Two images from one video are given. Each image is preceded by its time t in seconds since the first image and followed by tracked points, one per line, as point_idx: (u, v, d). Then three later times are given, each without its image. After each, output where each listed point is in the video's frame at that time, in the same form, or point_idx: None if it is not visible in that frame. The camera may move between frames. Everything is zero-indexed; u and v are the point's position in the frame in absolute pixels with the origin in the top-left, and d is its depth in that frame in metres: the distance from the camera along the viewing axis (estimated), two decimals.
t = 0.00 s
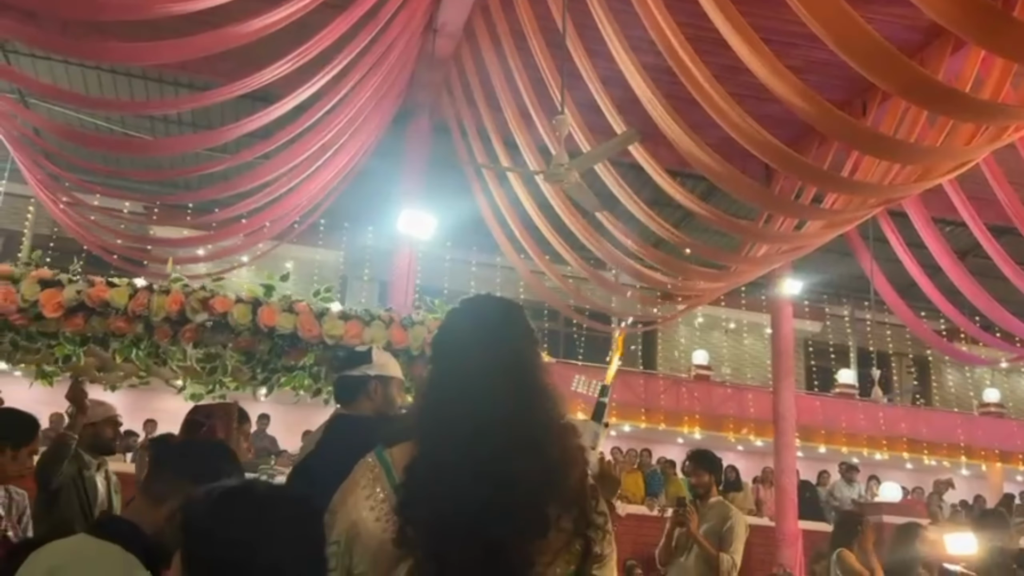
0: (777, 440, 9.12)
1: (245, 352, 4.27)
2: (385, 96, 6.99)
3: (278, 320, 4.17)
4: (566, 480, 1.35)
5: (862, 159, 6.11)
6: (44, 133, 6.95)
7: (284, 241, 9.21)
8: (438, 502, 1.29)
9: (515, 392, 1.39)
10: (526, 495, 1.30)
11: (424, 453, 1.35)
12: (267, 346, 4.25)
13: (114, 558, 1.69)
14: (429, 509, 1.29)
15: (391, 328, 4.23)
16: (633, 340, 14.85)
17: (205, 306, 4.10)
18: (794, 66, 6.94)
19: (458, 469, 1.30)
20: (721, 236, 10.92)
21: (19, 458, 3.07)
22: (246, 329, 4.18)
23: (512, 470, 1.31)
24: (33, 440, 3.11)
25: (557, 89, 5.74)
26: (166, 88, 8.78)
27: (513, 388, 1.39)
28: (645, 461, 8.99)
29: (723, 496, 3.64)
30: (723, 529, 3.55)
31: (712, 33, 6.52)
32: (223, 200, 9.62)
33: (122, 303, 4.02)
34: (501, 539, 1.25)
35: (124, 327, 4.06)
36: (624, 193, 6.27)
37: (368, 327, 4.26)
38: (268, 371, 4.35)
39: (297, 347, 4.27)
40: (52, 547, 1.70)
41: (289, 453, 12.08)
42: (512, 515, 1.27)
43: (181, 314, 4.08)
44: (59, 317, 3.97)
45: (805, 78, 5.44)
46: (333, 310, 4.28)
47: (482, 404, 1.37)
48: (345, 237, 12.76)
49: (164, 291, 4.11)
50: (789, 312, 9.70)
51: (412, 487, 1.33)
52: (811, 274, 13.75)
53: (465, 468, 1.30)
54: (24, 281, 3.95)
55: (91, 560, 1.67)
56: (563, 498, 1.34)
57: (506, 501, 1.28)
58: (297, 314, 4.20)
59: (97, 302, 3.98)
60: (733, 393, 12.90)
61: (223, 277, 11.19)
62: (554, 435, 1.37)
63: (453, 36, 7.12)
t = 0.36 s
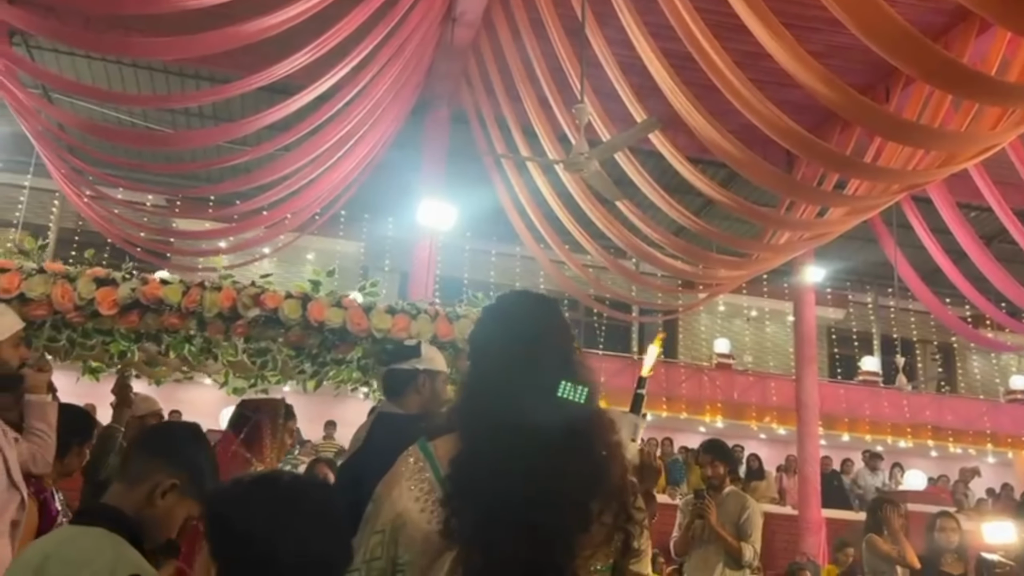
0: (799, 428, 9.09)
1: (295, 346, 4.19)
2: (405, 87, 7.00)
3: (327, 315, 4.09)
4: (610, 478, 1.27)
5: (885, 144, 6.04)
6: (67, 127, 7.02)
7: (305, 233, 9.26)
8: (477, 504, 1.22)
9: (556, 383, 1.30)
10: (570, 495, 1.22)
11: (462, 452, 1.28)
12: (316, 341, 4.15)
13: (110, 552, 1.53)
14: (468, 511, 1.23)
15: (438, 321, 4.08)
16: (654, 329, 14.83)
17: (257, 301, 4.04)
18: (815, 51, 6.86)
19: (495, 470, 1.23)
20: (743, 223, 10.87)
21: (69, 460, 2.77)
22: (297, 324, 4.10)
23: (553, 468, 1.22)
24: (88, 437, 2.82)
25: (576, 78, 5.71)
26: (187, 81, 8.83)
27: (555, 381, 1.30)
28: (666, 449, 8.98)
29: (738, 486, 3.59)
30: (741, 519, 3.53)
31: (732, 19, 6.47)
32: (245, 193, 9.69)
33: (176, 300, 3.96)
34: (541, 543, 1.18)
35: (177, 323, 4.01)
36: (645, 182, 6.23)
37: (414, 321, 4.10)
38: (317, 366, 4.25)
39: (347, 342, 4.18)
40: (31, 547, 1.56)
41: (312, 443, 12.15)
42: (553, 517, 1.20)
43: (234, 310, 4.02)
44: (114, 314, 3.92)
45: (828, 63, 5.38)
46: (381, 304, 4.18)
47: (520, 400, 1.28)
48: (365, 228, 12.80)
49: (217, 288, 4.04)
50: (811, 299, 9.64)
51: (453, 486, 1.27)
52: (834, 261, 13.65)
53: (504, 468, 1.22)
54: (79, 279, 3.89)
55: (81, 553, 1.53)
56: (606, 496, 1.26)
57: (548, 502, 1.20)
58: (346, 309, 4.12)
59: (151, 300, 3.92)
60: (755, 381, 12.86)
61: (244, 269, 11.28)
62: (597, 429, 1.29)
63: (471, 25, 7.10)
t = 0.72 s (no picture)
0: (835, 421, 9.00)
1: (355, 345, 4.39)
2: (435, 81, 7.02)
3: (386, 314, 4.28)
4: (655, 477, 1.39)
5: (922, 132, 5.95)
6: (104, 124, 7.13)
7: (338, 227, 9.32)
8: (543, 496, 1.30)
9: (610, 390, 1.39)
10: (629, 492, 1.34)
11: (522, 448, 1.34)
12: (376, 339, 4.34)
13: (131, 545, 1.51)
14: (533, 501, 1.30)
15: (494, 319, 4.34)
16: (686, 321, 14.74)
17: (317, 301, 4.22)
18: (850, 38, 6.77)
19: (561, 466, 1.31)
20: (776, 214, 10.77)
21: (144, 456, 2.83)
22: (356, 323, 4.28)
23: (615, 468, 1.33)
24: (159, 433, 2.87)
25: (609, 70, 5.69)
26: (221, 77, 8.93)
27: (609, 385, 1.40)
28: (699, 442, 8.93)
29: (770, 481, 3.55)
30: (775, 515, 3.52)
31: (764, 7, 6.40)
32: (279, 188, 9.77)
33: (240, 300, 4.14)
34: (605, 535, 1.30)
35: (241, 323, 4.20)
36: (677, 173, 6.21)
37: (471, 319, 4.35)
38: (377, 364, 4.45)
39: (405, 340, 4.36)
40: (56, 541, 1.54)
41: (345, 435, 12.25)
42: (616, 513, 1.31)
43: (294, 310, 4.20)
44: (180, 315, 4.12)
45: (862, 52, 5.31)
46: (437, 303, 4.37)
47: (581, 402, 1.36)
48: (397, 221, 12.87)
49: (278, 289, 4.22)
50: (846, 289, 9.54)
51: (513, 479, 1.33)
52: (869, 251, 13.47)
53: (570, 465, 1.31)
54: (147, 280, 4.10)
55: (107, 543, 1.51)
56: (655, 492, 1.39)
57: (609, 499, 1.31)
58: (403, 308, 4.31)
59: (215, 301, 4.11)
60: (789, 373, 12.75)
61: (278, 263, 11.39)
62: (646, 430, 1.41)
63: (501, 19, 7.10)
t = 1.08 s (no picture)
0: (856, 413, 8.93)
1: (398, 338, 4.39)
2: (453, 74, 7.02)
3: (428, 308, 4.29)
4: (626, 471, 1.45)
5: (944, 122, 5.90)
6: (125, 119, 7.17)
7: (356, 221, 9.34)
8: (516, 493, 1.39)
9: (577, 392, 1.46)
10: (598, 484, 1.41)
11: (496, 448, 1.44)
12: (418, 333, 4.36)
13: (212, 543, 1.44)
14: (505, 499, 1.39)
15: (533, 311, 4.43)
16: (705, 313, 14.67)
17: (360, 296, 4.26)
18: (870, 28, 6.71)
19: (529, 466, 1.40)
20: (795, 205, 10.69)
21: (192, 451, 2.76)
22: (399, 316, 4.30)
23: (582, 462, 1.41)
24: (211, 425, 2.81)
25: (626, 62, 5.66)
26: (239, 72, 8.97)
27: (575, 385, 1.47)
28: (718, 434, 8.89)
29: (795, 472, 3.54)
30: (799, 507, 3.51)
31: None
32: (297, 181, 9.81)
33: (285, 296, 4.18)
34: (574, 527, 1.38)
35: (286, 319, 4.22)
36: (696, 164, 6.18)
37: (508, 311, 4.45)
38: (420, 356, 4.46)
39: (447, 333, 4.38)
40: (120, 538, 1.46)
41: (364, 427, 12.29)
42: (584, 506, 1.39)
43: (338, 305, 4.24)
44: (226, 312, 4.15)
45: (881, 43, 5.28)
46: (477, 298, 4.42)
47: (547, 404, 1.45)
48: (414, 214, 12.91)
49: (321, 285, 4.26)
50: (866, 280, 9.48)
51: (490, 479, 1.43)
52: (890, 242, 13.36)
53: (537, 464, 1.40)
54: (194, 278, 4.13)
55: (184, 540, 1.43)
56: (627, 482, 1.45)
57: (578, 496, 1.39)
58: (445, 301, 4.33)
59: (261, 297, 4.15)
60: (809, 365, 12.68)
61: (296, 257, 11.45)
62: (614, 424, 1.48)
63: (518, 11, 7.10)
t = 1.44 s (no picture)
0: (856, 404, 8.94)
1: (418, 334, 4.34)
2: (452, 65, 7.00)
3: (448, 304, 4.26)
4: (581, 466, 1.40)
5: (943, 113, 5.88)
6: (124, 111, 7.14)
7: (355, 213, 9.32)
8: (475, 486, 1.34)
9: (531, 389, 1.39)
10: (551, 475, 1.36)
11: (451, 447, 1.38)
12: (439, 330, 4.30)
13: (254, 545, 1.42)
14: (462, 489, 1.35)
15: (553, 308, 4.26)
16: (704, 305, 14.67)
17: (382, 292, 4.23)
18: (870, 18, 6.69)
19: (484, 458, 1.35)
20: (795, 197, 10.69)
21: (209, 440, 2.78)
22: (420, 313, 4.27)
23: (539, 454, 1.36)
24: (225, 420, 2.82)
25: (625, 52, 5.65)
26: (238, 64, 8.95)
27: (531, 375, 1.40)
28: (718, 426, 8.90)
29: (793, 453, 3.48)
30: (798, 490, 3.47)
31: None
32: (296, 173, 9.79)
33: (306, 292, 4.17)
34: (528, 519, 1.33)
35: (307, 315, 4.21)
36: (695, 155, 6.15)
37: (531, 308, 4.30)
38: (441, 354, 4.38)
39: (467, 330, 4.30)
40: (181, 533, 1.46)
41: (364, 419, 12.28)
42: (539, 496, 1.35)
43: (359, 301, 4.22)
44: (248, 307, 4.14)
45: (879, 34, 5.25)
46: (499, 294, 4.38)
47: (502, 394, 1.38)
48: (414, 206, 12.92)
49: (342, 281, 4.25)
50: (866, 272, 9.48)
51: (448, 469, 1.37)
52: (889, 233, 13.35)
53: (493, 458, 1.34)
54: (216, 274, 4.11)
55: (230, 541, 1.42)
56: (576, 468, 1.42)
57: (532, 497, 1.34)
58: (464, 299, 4.29)
59: (282, 293, 4.14)
60: (808, 356, 12.70)
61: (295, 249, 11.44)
62: (568, 410, 1.42)
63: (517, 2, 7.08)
